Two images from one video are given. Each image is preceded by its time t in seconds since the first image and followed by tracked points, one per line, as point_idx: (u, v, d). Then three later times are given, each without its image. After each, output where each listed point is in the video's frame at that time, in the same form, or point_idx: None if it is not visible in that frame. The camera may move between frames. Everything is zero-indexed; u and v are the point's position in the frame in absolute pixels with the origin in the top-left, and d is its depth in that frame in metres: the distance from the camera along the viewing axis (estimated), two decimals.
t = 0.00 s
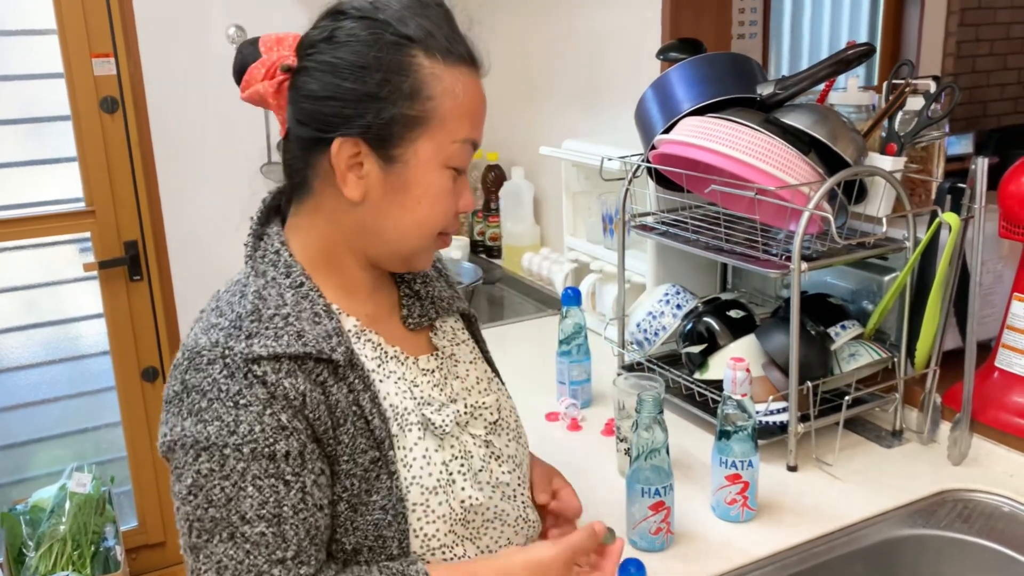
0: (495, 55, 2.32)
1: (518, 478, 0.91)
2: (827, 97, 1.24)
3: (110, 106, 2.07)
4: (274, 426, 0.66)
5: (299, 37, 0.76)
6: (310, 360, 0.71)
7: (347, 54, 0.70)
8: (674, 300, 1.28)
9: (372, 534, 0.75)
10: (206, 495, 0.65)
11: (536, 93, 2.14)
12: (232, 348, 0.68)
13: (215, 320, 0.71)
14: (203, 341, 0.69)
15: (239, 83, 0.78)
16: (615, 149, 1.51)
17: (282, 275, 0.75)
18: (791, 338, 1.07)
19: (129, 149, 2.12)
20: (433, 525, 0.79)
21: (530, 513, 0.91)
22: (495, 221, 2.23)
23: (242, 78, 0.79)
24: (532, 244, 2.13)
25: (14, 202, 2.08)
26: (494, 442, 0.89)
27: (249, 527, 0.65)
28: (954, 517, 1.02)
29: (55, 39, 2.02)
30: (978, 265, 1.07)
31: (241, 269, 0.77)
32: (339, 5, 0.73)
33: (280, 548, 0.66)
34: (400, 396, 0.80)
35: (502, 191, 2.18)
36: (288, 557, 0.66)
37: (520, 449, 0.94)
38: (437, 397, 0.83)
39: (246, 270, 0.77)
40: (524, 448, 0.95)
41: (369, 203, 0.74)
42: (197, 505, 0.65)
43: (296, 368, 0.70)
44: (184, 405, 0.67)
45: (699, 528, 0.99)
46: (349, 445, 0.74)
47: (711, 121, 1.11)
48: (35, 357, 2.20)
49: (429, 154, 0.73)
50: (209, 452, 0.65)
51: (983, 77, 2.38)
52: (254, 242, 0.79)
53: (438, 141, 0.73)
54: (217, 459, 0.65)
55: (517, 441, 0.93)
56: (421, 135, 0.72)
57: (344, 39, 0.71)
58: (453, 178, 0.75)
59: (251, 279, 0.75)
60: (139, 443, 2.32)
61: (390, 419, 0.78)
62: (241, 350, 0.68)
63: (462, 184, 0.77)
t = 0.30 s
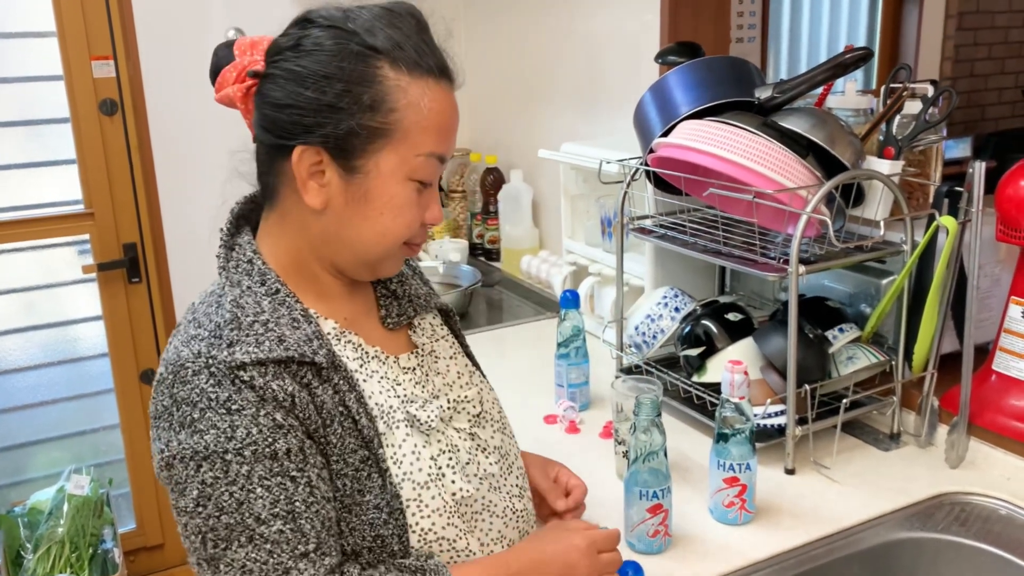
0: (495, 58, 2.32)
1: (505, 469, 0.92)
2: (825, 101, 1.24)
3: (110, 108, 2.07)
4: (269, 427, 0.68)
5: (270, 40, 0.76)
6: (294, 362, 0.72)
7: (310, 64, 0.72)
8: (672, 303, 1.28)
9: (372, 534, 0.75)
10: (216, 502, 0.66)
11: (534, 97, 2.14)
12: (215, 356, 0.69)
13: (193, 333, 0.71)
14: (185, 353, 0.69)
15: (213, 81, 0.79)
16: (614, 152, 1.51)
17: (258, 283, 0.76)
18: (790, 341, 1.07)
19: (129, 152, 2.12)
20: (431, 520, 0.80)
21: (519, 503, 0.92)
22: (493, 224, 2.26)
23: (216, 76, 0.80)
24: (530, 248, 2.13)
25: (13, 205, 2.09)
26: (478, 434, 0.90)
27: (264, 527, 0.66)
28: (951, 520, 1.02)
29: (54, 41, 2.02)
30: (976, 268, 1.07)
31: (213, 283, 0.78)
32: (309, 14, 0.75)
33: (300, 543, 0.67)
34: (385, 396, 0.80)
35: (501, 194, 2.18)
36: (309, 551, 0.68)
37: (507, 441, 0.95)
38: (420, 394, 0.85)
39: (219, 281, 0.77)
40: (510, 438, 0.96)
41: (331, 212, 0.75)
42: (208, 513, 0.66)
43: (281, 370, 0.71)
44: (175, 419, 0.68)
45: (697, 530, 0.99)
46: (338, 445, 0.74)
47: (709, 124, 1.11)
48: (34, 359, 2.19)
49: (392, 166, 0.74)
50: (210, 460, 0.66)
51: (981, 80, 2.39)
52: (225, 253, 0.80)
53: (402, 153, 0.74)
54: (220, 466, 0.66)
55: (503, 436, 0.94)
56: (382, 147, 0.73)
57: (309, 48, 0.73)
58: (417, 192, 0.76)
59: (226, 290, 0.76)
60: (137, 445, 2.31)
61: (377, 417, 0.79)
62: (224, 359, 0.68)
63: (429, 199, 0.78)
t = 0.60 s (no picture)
0: (495, 58, 2.32)
1: (502, 467, 0.92)
2: (826, 102, 1.24)
3: (110, 108, 2.08)
4: (245, 418, 0.69)
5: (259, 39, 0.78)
6: (277, 353, 0.74)
7: (294, 60, 0.73)
8: (672, 303, 1.28)
9: (355, 527, 0.77)
10: (190, 492, 0.68)
11: (535, 97, 2.14)
12: (198, 346, 0.71)
13: (181, 322, 0.74)
14: (170, 343, 0.71)
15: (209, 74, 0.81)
16: (615, 152, 1.51)
17: (246, 276, 0.78)
18: (790, 341, 1.07)
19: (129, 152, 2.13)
20: (417, 514, 0.81)
21: (513, 503, 0.91)
22: (493, 225, 2.25)
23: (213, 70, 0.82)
24: (530, 247, 2.13)
25: (13, 205, 2.09)
26: (472, 430, 0.90)
27: (235, 518, 0.69)
28: (951, 520, 1.02)
29: (55, 41, 2.03)
30: (976, 270, 1.07)
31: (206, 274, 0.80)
32: (295, 11, 0.75)
33: (271, 536, 0.70)
34: (371, 388, 0.81)
35: (501, 194, 2.18)
36: (281, 544, 0.70)
37: (507, 437, 0.95)
38: (411, 389, 0.85)
39: (209, 275, 0.80)
40: (511, 438, 0.96)
41: (312, 207, 0.76)
42: (183, 501, 0.68)
43: (263, 361, 0.73)
44: (157, 407, 0.70)
45: (696, 530, 0.99)
46: (321, 437, 0.75)
47: (710, 125, 1.11)
48: (33, 359, 2.19)
49: (373, 162, 0.74)
50: (186, 449, 0.68)
51: (981, 82, 2.39)
52: (217, 248, 0.82)
53: (382, 148, 0.74)
54: (196, 456, 0.68)
55: (501, 433, 0.94)
56: (364, 143, 0.73)
57: (294, 44, 0.73)
58: (401, 188, 0.76)
59: (215, 283, 0.78)
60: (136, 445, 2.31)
61: (361, 410, 0.79)
62: (206, 348, 0.70)
63: (415, 195, 0.77)
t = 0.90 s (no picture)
0: (495, 57, 2.32)
1: (495, 470, 0.91)
2: (827, 100, 1.24)
3: (110, 106, 2.08)
4: (228, 417, 0.70)
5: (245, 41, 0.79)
6: (263, 353, 0.73)
7: (272, 60, 0.74)
8: (673, 302, 1.28)
9: (339, 528, 0.77)
10: (171, 489, 0.68)
11: (535, 96, 2.14)
12: (183, 343, 0.71)
13: (172, 319, 0.74)
14: (159, 340, 0.72)
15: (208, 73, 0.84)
16: (615, 151, 1.51)
17: (239, 275, 0.79)
18: (790, 340, 1.07)
19: (130, 150, 2.13)
20: (402, 517, 0.81)
21: (504, 508, 0.91)
22: (495, 222, 2.24)
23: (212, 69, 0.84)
24: (531, 246, 2.13)
25: (14, 203, 2.08)
26: (465, 433, 0.89)
27: (214, 516, 0.69)
28: (952, 519, 1.02)
29: (56, 40, 2.03)
30: (977, 269, 1.07)
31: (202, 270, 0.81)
32: (278, 10, 0.76)
33: (250, 535, 0.69)
34: (360, 389, 0.81)
35: (502, 192, 2.18)
36: (259, 542, 0.70)
37: (503, 439, 0.95)
38: (402, 392, 0.85)
39: (203, 272, 0.80)
40: (507, 442, 0.96)
41: (301, 206, 0.76)
42: (164, 499, 0.68)
43: (248, 361, 0.73)
44: (143, 404, 0.70)
45: (696, 529, 0.99)
46: (305, 437, 0.76)
47: (710, 123, 1.11)
48: (35, 357, 2.20)
49: (357, 159, 0.74)
50: (168, 447, 0.68)
51: (982, 80, 2.40)
52: (212, 246, 0.82)
53: (365, 145, 0.74)
54: (177, 453, 0.68)
55: (496, 436, 0.93)
56: (346, 140, 0.73)
57: (274, 43, 0.74)
58: (387, 185, 0.75)
59: (207, 280, 0.78)
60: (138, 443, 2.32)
61: (350, 411, 0.80)
62: (191, 346, 0.70)
63: (405, 191, 0.76)
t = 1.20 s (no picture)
0: (495, 55, 2.32)
1: (501, 461, 0.92)
2: (827, 97, 1.24)
3: (110, 104, 2.08)
4: (240, 409, 0.69)
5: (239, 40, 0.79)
6: (268, 347, 0.74)
7: (263, 60, 0.74)
8: (673, 299, 1.28)
9: (353, 518, 0.77)
10: (188, 484, 0.67)
11: (535, 93, 2.14)
12: (189, 340, 0.71)
13: (172, 318, 0.74)
14: (162, 339, 0.71)
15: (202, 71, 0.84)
16: (615, 148, 1.51)
17: (238, 272, 0.78)
18: (790, 337, 1.07)
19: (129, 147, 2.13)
20: (415, 506, 0.81)
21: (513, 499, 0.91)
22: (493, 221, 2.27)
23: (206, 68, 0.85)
24: (531, 244, 2.14)
25: (14, 201, 2.08)
26: (469, 424, 0.90)
27: (236, 508, 0.68)
28: (952, 516, 1.02)
29: (54, 38, 2.02)
30: (977, 266, 1.06)
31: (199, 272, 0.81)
32: (269, 7, 0.75)
33: (275, 523, 0.69)
34: (366, 381, 0.81)
35: (502, 190, 2.18)
36: (284, 530, 0.69)
37: (506, 431, 0.95)
38: (405, 385, 0.85)
39: (202, 270, 0.80)
40: (509, 435, 0.96)
41: (296, 204, 0.76)
42: (181, 494, 0.68)
43: (254, 355, 0.73)
44: (151, 404, 0.70)
45: (697, 526, 0.99)
46: (315, 428, 0.75)
47: (710, 120, 1.11)
48: (35, 355, 2.20)
49: (350, 156, 0.73)
50: (182, 441, 0.67)
51: (983, 78, 2.40)
52: (210, 244, 0.82)
53: (359, 143, 0.73)
54: (192, 448, 0.67)
55: (498, 427, 0.94)
56: (339, 137, 0.73)
57: (265, 41, 0.74)
58: (382, 182, 0.75)
59: (207, 278, 0.78)
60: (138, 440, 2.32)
61: (356, 402, 0.80)
62: (196, 342, 0.70)
63: (400, 187, 0.76)
